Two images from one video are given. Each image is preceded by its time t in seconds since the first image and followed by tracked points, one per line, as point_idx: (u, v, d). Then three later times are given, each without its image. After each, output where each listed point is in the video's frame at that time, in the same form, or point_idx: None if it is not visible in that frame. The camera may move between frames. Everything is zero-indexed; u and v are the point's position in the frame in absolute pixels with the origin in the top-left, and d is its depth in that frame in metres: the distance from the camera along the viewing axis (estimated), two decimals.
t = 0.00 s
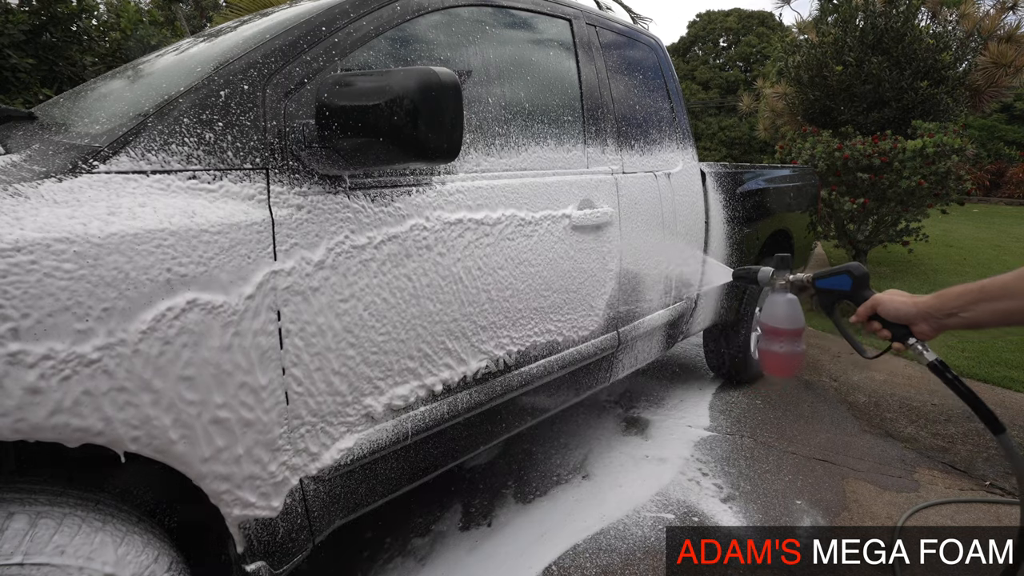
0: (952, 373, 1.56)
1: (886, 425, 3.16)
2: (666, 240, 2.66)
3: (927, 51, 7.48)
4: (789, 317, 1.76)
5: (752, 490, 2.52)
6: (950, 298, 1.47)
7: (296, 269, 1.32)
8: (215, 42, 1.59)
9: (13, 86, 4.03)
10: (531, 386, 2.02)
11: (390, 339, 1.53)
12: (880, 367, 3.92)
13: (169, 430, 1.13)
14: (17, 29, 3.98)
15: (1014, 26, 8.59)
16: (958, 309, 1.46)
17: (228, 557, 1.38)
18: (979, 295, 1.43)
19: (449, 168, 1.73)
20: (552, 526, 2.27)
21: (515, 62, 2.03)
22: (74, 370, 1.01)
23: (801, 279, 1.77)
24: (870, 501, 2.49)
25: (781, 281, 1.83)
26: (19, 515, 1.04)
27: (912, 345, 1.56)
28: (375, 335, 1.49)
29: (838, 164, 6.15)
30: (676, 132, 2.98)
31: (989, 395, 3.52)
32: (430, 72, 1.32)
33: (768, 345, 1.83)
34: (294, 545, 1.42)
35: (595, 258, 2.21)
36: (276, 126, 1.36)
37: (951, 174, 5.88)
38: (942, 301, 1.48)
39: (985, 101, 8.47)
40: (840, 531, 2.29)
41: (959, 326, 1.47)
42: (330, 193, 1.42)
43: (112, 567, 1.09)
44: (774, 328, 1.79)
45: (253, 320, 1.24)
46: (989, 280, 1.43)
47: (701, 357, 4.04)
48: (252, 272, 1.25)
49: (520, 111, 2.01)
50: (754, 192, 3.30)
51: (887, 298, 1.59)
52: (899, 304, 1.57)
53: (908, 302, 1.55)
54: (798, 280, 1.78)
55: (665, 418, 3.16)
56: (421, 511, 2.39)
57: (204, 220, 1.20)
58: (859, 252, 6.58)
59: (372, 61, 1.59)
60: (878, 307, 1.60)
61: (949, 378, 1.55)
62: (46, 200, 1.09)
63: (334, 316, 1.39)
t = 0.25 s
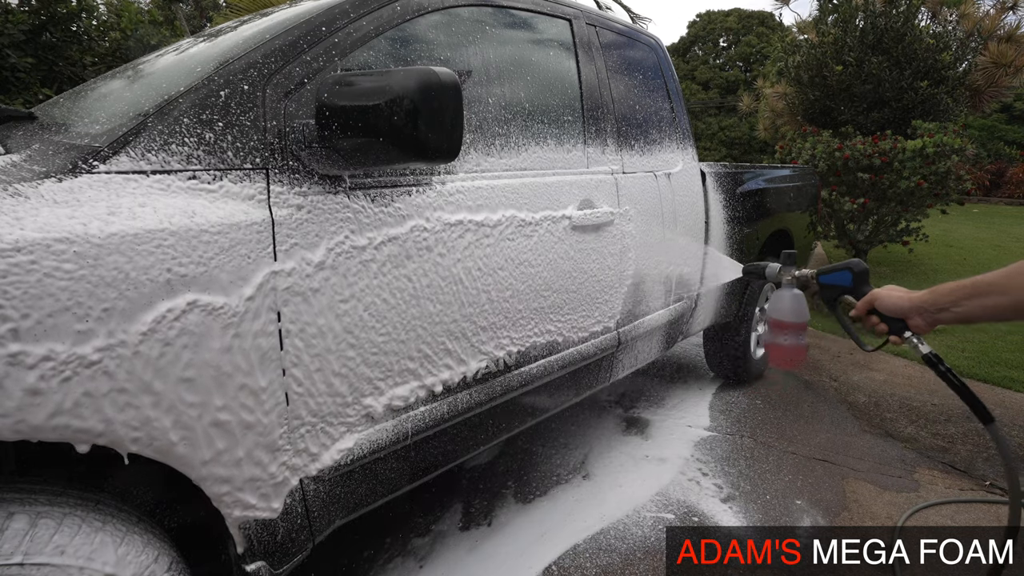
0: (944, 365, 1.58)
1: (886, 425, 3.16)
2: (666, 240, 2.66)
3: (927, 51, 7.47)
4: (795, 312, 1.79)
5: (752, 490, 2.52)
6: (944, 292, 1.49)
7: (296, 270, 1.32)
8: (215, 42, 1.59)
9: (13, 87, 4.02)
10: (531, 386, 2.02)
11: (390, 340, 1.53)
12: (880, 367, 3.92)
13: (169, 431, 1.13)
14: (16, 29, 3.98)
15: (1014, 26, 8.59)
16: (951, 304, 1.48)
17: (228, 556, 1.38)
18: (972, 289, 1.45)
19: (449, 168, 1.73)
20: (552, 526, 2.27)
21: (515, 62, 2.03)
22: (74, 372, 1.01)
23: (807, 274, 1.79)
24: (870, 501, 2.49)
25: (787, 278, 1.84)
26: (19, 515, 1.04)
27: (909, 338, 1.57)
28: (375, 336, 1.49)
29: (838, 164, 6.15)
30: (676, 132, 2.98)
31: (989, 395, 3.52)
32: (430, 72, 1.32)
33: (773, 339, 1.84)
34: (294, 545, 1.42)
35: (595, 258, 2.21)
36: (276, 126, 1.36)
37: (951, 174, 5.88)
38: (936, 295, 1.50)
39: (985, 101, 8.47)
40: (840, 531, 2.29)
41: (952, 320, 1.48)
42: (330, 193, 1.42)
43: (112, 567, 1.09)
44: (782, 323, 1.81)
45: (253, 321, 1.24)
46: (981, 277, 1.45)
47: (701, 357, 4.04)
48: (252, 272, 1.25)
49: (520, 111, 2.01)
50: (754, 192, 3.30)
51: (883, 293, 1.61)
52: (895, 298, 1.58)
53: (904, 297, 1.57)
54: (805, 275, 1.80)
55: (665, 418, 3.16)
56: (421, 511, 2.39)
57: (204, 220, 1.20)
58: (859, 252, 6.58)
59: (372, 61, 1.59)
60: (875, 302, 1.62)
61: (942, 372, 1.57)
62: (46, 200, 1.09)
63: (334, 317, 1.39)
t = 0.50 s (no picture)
0: (938, 358, 1.59)
1: (886, 425, 3.16)
2: (666, 240, 2.66)
3: (927, 51, 7.47)
4: (803, 307, 1.83)
5: (752, 490, 2.52)
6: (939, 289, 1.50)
7: (296, 271, 1.32)
8: (215, 42, 1.59)
9: (13, 86, 4.02)
10: (530, 386, 2.02)
11: (390, 340, 1.53)
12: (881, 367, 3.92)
13: (170, 432, 1.13)
14: (16, 29, 3.99)
15: (1014, 26, 8.59)
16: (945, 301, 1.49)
17: (228, 557, 1.38)
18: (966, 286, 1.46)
19: (449, 168, 1.73)
20: (552, 526, 2.27)
21: (515, 62, 2.03)
22: (75, 373, 1.01)
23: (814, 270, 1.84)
24: (870, 501, 2.49)
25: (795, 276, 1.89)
26: (19, 515, 1.04)
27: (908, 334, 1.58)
28: (375, 337, 1.49)
29: (838, 163, 6.16)
30: (676, 132, 2.98)
31: (990, 395, 3.52)
32: (430, 72, 1.32)
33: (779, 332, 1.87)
34: (294, 545, 1.42)
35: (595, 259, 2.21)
36: (276, 126, 1.36)
37: (951, 174, 5.88)
38: (930, 292, 1.51)
39: (985, 101, 8.47)
40: (840, 532, 2.29)
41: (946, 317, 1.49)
42: (330, 193, 1.42)
43: (112, 567, 1.09)
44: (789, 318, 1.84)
45: (254, 322, 1.24)
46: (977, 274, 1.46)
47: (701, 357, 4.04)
48: (252, 273, 1.25)
49: (520, 111, 2.01)
50: (754, 192, 3.30)
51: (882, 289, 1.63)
52: (894, 295, 1.60)
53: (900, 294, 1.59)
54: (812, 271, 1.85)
55: (665, 418, 3.16)
56: (421, 511, 2.39)
57: (204, 220, 1.20)
58: (859, 252, 6.57)
59: (372, 61, 1.59)
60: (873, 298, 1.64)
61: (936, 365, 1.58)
62: (46, 200, 1.09)
63: (334, 318, 1.39)
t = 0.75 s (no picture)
0: (938, 355, 1.59)
1: (886, 425, 3.16)
2: (666, 240, 2.66)
3: (927, 51, 7.47)
4: (814, 305, 1.80)
5: (752, 490, 2.52)
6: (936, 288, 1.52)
7: (296, 272, 1.32)
8: (214, 42, 1.59)
9: (13, 87, 4.02)
10: (531, 386, 2.02)
11: (390, 341, 1.53)
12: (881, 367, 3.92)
13: (170, 433, 1.13)
14: (16, 29, 3.99)
15: (1014, 26, 8.59)
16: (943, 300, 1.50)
17: (228, 557, 1.38)
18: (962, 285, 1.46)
19: (449, 168, 1.73)
20: (552, 526, 2.27)
21: (515, 62, 2.03)
22: (75, 374, 1.01)
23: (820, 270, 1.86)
24: (870, 501, 2.49)
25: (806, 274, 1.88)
26: (19, 515, 1.04)
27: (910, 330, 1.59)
28: (375, 337, 1.49)
29: (838, 163, 6.16)
30: (676, 132, 2.98)
31: (989, 395, 3.52)
32: (430, 72, 1.32)
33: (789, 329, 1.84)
34: (294, 545, 1.42)
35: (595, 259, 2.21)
36: (276, 126, 1.36)
37: (951, 174, 5.88)
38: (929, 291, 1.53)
39: (985, 101, 8.47)
40: (840, 532, 2.29)
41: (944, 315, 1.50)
42: (330, 193, 1.42)
43: (113, 568, 1.09)
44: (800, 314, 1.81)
45: (254, 323, 1.24)
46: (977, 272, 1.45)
47: (702, 357, 4.04)
48: (252, 274, 1.25)
49: (520, 111, 2.01)
50: (755, 192, 3.30)
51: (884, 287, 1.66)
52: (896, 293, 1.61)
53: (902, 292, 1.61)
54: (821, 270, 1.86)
55: (665, 418, 3.16)
56: (421, 511, 2.39)
57: (204, 220, 1.20)
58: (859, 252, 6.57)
59: (372, 61, 1.59)
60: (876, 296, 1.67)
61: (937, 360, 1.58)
62: (45, 200, 1.09)
63: (334, 319, 1.39)
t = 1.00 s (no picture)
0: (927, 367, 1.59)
1: (886, 425, 3.16)
2: (666, 240, 2.65)
3: (927, 51, 7.47)
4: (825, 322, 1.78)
5: (752, 490, 2.52)
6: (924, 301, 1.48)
7: (296, 273, 1.32)
8: (214, 42, 1.59)
9: (13, 87, 4.02)
10: (531, 386, 2.02)
11: (390, 342, 1.53)
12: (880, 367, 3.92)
13: (171, 434, 1.13)
14: (16, 28, 4.00)
15: (1014, 27, 8.59)
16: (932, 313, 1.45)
17: (228, 557, 1.38)
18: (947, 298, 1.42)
19: (449, 168, 1.73)
20: (552, 526, 2.27)
21: (515, 62, 2.03)
22: (75, 375, 1.01)
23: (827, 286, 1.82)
24: (870, 501, 2.48)
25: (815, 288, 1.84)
26: (19, 515, 1.04)
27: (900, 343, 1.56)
28: (375, 338, 1.49)
29: (838, 164, 6.16)
30: (676, 132, 2.98)
31: (989, 395, 3.52)
32: (430, 72, 1.32)
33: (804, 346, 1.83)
34: (294, 545, 1.42)
35: (595, 258, 2.21)
36: (276, 126, 1.36)
37: (951, 174, 5.88)
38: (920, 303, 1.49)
39: (985, 101, 8.47)
40: (840, 532, 2.29)
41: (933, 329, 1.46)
42: (330, 193, 1.42)
43: (113, 568, 1.09)
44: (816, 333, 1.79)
45: (254, 325, 1.24)
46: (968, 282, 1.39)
47: (702, 357, 4.04)
48: (252, 274, 1.25)
49: (520, 111, 2.01)
50: (755, 192, 3.30)
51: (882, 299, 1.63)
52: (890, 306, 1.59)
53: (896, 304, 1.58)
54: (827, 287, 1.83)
55: (665, 418, 3.16)
56: (421, 511, 2.39)
57: (204, 220, 1.20)
58: (859, 252, 6.57)
59: (372, 61, 1.59)
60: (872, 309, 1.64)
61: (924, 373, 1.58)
62: (46, 200, 1.09)
63: (334, 320, 1.39)
